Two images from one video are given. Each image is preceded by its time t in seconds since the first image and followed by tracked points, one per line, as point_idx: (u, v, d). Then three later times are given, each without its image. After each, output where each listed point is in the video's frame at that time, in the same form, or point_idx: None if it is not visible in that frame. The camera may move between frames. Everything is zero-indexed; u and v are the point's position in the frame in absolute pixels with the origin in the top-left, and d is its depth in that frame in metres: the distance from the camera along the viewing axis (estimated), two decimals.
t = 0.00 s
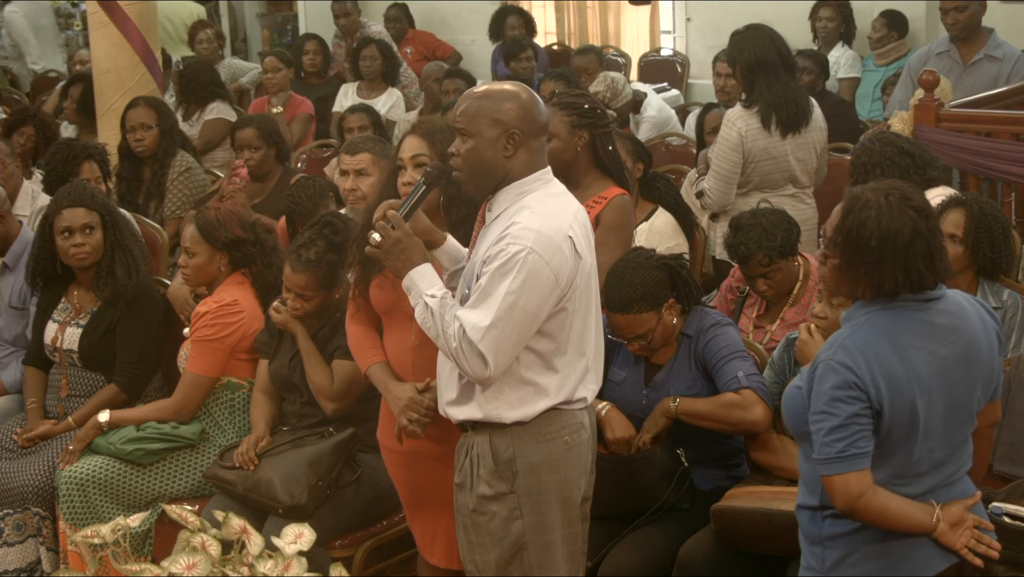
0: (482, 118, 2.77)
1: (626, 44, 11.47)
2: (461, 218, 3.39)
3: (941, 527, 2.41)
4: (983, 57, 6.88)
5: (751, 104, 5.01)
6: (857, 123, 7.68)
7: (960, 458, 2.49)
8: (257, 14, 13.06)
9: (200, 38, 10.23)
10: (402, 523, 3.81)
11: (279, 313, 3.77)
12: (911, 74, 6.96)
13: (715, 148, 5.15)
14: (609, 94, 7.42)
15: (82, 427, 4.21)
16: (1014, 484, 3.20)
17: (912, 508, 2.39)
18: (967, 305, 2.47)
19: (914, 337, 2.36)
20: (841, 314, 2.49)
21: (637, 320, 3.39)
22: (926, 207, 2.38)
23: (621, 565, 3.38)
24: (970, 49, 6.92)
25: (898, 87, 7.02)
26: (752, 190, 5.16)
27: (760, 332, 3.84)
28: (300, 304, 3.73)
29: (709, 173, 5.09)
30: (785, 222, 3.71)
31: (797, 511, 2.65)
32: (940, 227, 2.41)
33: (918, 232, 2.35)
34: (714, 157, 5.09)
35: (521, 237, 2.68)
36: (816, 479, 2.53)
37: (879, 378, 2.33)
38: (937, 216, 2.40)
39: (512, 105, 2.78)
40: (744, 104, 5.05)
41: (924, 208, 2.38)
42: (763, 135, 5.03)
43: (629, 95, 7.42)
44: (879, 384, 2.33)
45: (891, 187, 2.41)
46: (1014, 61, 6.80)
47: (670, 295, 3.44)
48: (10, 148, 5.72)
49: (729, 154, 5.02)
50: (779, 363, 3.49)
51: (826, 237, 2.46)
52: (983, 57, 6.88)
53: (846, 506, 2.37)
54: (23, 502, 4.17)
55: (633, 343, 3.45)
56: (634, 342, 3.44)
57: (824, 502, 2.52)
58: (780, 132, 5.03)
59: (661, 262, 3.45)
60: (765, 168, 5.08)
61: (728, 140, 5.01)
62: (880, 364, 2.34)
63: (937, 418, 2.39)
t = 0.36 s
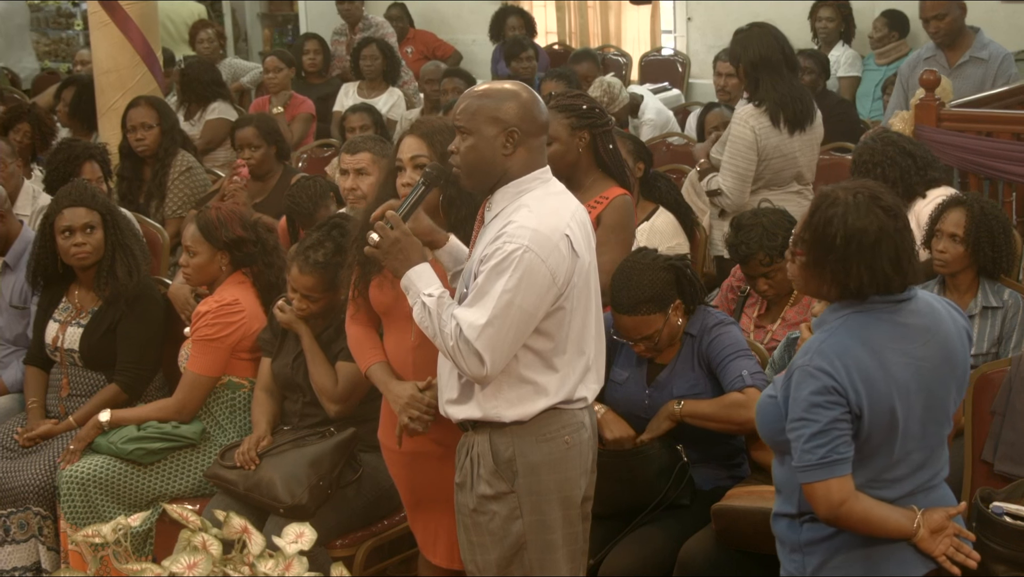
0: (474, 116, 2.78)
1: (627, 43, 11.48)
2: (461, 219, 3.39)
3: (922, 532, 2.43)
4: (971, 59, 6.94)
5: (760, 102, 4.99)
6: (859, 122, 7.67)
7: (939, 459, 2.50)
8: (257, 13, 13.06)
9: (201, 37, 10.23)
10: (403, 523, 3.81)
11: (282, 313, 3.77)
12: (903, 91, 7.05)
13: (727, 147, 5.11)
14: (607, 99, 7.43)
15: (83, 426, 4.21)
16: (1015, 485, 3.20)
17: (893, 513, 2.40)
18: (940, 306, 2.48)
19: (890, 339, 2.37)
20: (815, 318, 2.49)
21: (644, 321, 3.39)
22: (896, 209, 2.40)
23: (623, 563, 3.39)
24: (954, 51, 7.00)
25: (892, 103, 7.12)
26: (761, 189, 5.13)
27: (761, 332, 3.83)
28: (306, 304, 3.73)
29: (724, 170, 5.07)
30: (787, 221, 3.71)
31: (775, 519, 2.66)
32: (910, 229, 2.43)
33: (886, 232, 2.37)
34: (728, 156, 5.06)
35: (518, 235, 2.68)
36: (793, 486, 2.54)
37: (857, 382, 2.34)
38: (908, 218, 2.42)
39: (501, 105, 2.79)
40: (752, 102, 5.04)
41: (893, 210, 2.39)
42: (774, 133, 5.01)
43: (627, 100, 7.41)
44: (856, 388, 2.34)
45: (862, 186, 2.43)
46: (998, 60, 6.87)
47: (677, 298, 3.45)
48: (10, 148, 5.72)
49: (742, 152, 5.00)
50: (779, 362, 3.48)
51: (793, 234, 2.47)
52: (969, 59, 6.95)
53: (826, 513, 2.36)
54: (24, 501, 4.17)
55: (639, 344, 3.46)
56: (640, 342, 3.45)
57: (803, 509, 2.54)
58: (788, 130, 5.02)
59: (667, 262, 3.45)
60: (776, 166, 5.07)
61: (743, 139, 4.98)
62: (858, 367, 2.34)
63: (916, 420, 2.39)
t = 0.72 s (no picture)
0: (470, 116, 2.79)
1: (629, 44, 11.48)
2: (462, 220, 3.40)
3: (906, 540, 2.46)
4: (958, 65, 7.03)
5: (768, 100, 4.99)
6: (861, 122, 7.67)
7: (925, 466, 2.53)
8: (258, 12, 13.07)
9: (203, 37, 10.23)
10: (404, 522, 3.81)
11: (286, 313, 3.78)
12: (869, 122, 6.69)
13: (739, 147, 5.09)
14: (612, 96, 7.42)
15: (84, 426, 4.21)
16: (1018, 485, 3.20)
17: (872, 520, 2.43)
18: (925, 311, 2.50)
19: (870, 344, 2.40)
20: (800, 321, 2.52)
21: (655, 324, 3.39)
22: (880, 216, 2.38)
23: (624, 563, 3.39)
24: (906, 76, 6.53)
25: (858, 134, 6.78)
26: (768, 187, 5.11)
27: (763, 332, 3.83)
28: (312, 305, 3.73)
29: (741, 169, 5.02)
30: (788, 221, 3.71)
31: (762, 526, 2.70)
32: (896, 238, 2.41)
33: (855, 239, 2.36)
34: (742, 155, 5.03)
35: (515, 234, 2.69)
36: (776, 495, 2.59)
37: (836, 388, 2.37)
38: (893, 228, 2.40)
39: (495, 105, 2.79)
40: (759, 100, 5.04)
41: (877, 217, 2.38)
42: (785, 130, 5.01)
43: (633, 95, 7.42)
44: (835, 394, 2.37)
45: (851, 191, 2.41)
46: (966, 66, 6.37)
47: (685, 301, 3.45)
48: (12, 148, 5.73)
49: (757, 149, 4.97)
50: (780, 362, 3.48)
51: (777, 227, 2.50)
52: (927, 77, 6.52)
53: (804, 520, 2.40)
54: (26, 501, 4.18)
55: (646, 345, 3.46)
56: (648, 344, 3.45)
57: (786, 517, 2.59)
58: (796, 127, 5.02)
59: (678, 265, 3.44)
60: (786, 164, 5.07)
61: (756, 135, 4.96)
62: (837, 373, 2.38)
63: (898, 426, 2.42)
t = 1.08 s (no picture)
0: (472, 114, 2.79)
1: (630, 42, 11.48)
2: (463, 221, 3.40)
3: (890, 545, 2.51)
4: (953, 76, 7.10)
5: (771, 98, 4.99)
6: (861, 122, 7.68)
7: (917, 473, 2.57)
8: (260, 12, 13.08)
9: (203, 36, 10.22)
10: (405, 522, 3.81)
11: (286, 312, 3.78)
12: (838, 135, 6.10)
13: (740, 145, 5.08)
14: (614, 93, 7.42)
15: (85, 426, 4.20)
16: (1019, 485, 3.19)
17: (847, 522, 2.50)
18: (918, 317, 2.56)
19: (850, 346, 2.48)
20: (792, 319, 2.62)
21: (649, 321, 3.39)
22: (856, 219, 2.47)
23: (625, 563, 3.39)
24: (869, 83, 5.97)
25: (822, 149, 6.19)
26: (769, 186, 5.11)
27: (764, 332, 3.83)
28: (311, 304, 3.72)
29: (743, 166, 5.00)
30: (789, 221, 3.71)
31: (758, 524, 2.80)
32: (873, 245, 2.48)
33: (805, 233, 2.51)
34: (744, 152, 5.02)
35: (513, 234, 2.69)
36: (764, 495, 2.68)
37: (809, 388, 2.46)
38: (868, 235, 2.47)
39: (490, 103, 2.79)
40: (761, 99, 5.03)
41: (850, 218, 2.47)
42: (787, 128, 5.01)
43: (634, 93, 7.40)
44: (808, 393, 2.46)
45: (845, 195, 2.52)
46: (919, 71, 5.94)
47: (680, 299, 3.44)
48: (12, 148, 5.72)
49: (760, 146, 4.97)
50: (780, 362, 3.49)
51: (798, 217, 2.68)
52: (892, 82, 5.95)
53: (773, 517, 2.50)
54: (26, 501, 4.18)
55: (641, 344, 3.45)
56: (644, 342, 3.44)
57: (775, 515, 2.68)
58: (798, 126, 5.02)
59: (674, 262, 3.45)
60: (788, 161, 5.08)
61: (758, 133, 4.96)
62: (813, 373, 2.47)
63: (879, 429, 2.48)
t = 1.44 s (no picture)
0: (471, 107, 2.65)
1: (636, 32, 11.31)
2: (460, 218, 3.28)
3: (893, 551, 2.34)
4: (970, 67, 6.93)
5: (785, 92, 4.85)
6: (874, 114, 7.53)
7: (930, 480, 2.38)
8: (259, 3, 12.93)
9: (195, 26, 10.06)
10: (403, 531, 3.66)
11: (274, 311, 3.63)
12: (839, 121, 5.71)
13: (746, 134, 4.93)
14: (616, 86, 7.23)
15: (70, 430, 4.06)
16: None
17: (842, 522, 2.35)
18: (937, 315, 2.38)
19: (851, 341, 2.33)
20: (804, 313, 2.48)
21: (645, 319, 3.26)
22: (860, 210, 2.35)
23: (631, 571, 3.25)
24: (882, 73, 5.58)
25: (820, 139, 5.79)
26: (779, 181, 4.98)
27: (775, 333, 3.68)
28: (299, 302, 3.58)
29: (755, 156, 4.86)
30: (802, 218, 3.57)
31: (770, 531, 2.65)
32: (875, 238, 2.33)
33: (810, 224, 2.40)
34: (753, 143, 4.87)
35: (515, 232, 2.55)
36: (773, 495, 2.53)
37: (802, 382, 2.33)
38: (871, 226, 2.33)
39: (484, 96, 2.65)
40: (775, 93, 4.90)
41: (854, 209, 2.35)
42: (801, 124, 4.89)
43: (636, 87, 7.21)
44: (802, 388, 2.33)
45: (856, 186, 2.39)
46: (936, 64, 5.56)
47: (680, 294, 3.30)
48: None
49: (774, 139, 4.84)
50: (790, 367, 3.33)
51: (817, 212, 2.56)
52: (906, 73, 5.56)
53: (759, 513, 2.38)
54: (8, 509, 4.05)
55: (641, 343, 3.31)
56: (644, 341, 3.30)
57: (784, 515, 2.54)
58: (813, 122, 4.91)
59: (672, 256, 3.33)
60: (800, 156, 4.94)
61: (773, 125, 4.83)
62: (810, 367, 2.33)
63: (882, 430, 2.32)
